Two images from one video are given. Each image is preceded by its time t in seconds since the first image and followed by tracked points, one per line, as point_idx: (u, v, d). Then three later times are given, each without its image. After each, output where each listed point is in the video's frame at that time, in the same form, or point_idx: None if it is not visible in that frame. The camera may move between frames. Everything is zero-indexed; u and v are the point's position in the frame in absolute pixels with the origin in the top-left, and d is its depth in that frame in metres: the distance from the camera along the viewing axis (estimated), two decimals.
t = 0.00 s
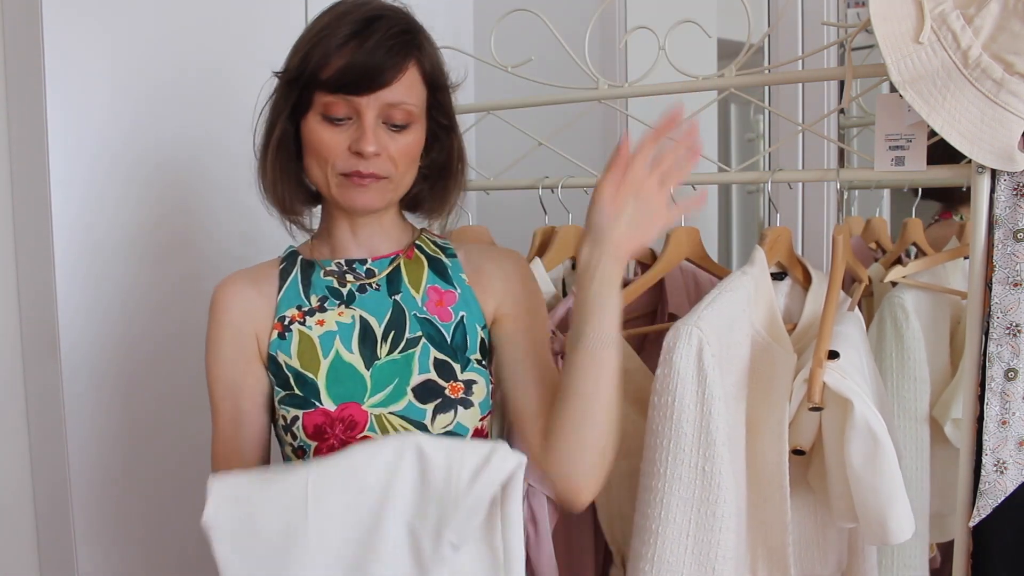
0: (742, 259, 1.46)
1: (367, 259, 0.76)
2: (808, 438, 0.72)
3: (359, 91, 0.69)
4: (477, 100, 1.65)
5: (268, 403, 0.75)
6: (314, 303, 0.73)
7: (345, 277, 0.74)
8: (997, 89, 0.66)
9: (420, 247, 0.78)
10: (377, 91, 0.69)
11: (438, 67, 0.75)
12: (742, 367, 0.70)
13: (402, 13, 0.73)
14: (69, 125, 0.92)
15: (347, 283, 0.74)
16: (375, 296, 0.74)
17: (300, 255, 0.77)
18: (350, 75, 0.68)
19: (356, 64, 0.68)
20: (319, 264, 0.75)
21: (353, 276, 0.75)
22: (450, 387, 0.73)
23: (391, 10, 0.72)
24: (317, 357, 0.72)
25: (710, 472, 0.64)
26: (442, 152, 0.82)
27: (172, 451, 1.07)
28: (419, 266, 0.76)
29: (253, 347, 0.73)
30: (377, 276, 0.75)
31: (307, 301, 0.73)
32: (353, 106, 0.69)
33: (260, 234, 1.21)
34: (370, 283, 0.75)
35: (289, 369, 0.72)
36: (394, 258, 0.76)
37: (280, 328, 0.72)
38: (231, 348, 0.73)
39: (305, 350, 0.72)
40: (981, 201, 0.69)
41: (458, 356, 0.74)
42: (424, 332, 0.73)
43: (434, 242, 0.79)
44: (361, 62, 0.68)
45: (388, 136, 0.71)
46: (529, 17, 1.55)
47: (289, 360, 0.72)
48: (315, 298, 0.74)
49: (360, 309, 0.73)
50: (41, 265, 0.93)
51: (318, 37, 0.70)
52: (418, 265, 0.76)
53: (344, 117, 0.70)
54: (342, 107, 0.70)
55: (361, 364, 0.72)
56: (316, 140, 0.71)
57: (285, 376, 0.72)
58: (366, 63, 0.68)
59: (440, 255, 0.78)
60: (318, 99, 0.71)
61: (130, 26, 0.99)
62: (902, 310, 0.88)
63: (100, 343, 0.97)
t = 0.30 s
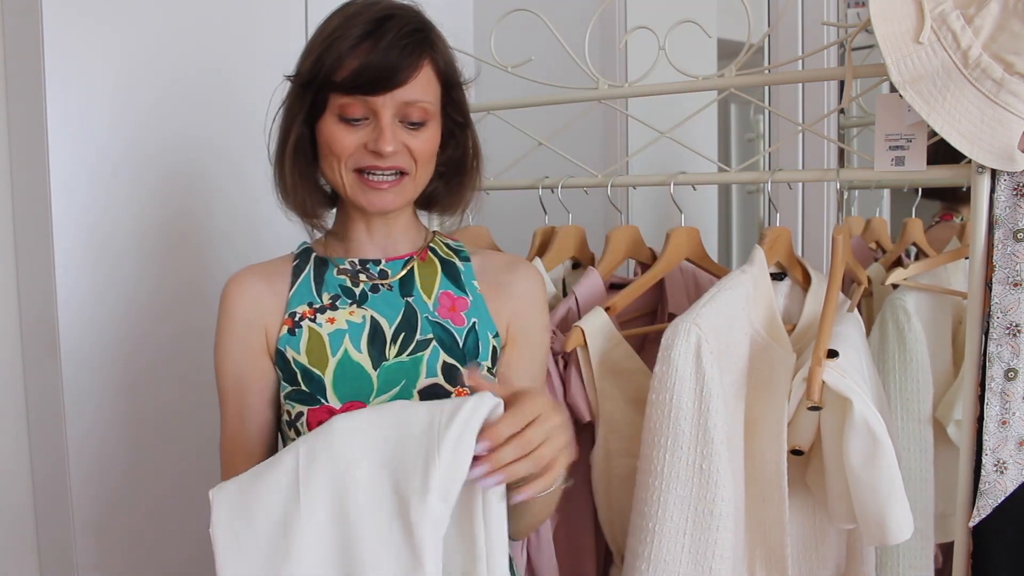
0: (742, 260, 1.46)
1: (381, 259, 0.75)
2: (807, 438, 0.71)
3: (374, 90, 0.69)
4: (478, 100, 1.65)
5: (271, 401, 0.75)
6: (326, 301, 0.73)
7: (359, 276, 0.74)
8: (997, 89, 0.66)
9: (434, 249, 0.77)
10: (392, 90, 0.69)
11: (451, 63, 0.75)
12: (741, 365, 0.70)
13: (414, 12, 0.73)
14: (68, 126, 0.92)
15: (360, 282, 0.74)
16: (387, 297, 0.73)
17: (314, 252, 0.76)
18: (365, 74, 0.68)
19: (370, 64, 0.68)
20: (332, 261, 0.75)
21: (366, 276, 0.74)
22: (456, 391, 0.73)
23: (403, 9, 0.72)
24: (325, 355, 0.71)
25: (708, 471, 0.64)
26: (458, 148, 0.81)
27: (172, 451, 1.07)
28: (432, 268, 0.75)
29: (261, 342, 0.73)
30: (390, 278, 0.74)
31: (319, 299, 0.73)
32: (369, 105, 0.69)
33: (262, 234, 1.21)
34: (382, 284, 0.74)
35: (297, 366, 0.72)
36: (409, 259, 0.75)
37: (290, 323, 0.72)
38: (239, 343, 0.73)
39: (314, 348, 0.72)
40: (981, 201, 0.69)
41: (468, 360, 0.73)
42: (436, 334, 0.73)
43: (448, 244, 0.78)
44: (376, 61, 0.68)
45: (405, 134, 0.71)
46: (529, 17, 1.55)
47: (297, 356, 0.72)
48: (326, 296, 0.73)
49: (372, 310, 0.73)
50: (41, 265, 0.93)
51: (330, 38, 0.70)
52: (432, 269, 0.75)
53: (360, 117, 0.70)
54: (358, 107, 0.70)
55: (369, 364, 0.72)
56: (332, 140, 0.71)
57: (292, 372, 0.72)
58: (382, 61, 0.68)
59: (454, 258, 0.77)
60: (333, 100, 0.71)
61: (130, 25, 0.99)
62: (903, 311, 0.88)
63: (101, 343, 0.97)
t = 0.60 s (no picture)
0: (742, 259, 1.46)
1: (383, 259, 0.75)
2: (808, 439, 0.71)
3: (368, 98, 0.68)
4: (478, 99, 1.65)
5: (271, 401, 0.75)
6: (327, 300, 0.73)
7: (361, 276, 0.74)
8: (997, 90, 0.66)
9: (438, 248, 0.76)
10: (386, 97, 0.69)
11: (451, 67, 0.74)
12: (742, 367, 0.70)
13: (412, 15, 0.72)
14: (68, 127, 0.92)
15: (361, 282, 0.74)
16: (388, 297, 0.73)
17: (318, 252, 0.77)
18: (359, 81, 0.68)
19: (365, 71, 0.68)
20: (336, 261, 0.75)
21: (368, 276, 0.74)
22: (454, 392, 0.72)
23: (400, 12, 0.72)
24: (325, 354, 0.71)
25: (710, 472, 0.64)
26: (460, 152, 0.81)
27: (172, 451, 1.07)
28: (435, 268, 0.75)
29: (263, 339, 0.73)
30: (392, 278, 0.74)
31: (321, 298, 0.73)
32: (363, 113, 0.69)
33: (262, 234, 1.21)
34: (383, 284, 0.74)
35: (297, 364, 0.72)
36: (411, 258, 0.75)
37: (292, 322, 0.72)
38: (242, 340, 0.73)
39: (314, 346, 0.72)
40: (981, 201, 0.69)
41: (469, 361, 0.73)
42: (435, 335, 0.72)
43: (452, 242, 0.78)
44: (370, 67, 0.68)
45: (399, 142, 0.70)
46: (529, 17, 1.54)
47: (297, 354, 0.72)
48: (328, 296, 0.73)
49: (372, 309, 0.73)
50: (41, 265, 0.93)
51: (328, 44, 0.70)
52: (433, 269, 0.75)
53: (355, 124, 0.70)
54: (352, 114, 0.70)
55: (368, 363, 0.71)
56: (328, 147, 0.71)
57: (292, 371, 0.72)
58: (376, 68, 0.68)
59: (457, 257, 0.76)
60: (329, 106, 0.71)
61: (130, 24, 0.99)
62: (901, 310, 0.88)
63: (101, 341, 0.97)
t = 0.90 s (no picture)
0: (741, 259, 1.46)
1: (384, 260, 0.75)
2: (809, 439, 0.72)
3: (365, 98, 0.68)
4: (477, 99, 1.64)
5: (271, 401, 0.75)
6: (328, 301, 0.73)
7: (361, 277, 0.74)
8: (997, 90, 0.66)
9: (438, 248, 0.76)
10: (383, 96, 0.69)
11: (450, 67, 0.74)
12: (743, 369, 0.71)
13: (410, 15, 0.72)
14: (68, 128, 0.92)
15: (361, 283, 0.74)
16: (387, 297, 0.73)
17: (319, 252, 0.77)
18: (356, 81, 0.68)
19: (361, 71, 0.68)
20: (336, 262, 0.75)
21: (368, 277, 0.74)
22: (453, 393, 0.72)
23: (398, 12, 0.71)
24: (325, 355, 0.71)
25: (714, 475, 0.64)
26: (460, 151, 0.80)
27: (172, 452, 1.07)
28: (435, 268, 0.75)
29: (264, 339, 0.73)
30: (392, 279, 0.74)
31: (321, 298, 0.73)
32: (360, 113, 0.69)
33: (263, 234, 1.21)
34: (383, 285, 0.73)
35: (297, 365, 0.72)
36: (411, 259, 0.75)
37: (292, 323, 0.72)
38: (242, 341, 0.73)
39: (314, 347, 0.72)
40: (981, 201, 0.69)
41: (468, 362, 0.72)
42: (434, 336, 0.72)
43: (453, 242, 0.77)
44: (367, 67, 0.68)
45: (397, 142, 0.70)
46: (528, 16, 1.54)
47: (297, 355, 0.72)
48: (328, 297, 0.73)
49: (371, 310, 0.72)
50: (41, 266, 0.92)
51: (325, 44, 0.70)
52: (434, 270, 0.75)
53: (352, 124, 0.70)
54: (349, 114, 0.70)
55: (367, 364, 0.71)
56: (326, 147, 0.71)
57: (292, 372, 0.73)
58: (372, 67, 0.68)
59: (457, 257, 0.76)
60: (327, 107, 0.71)
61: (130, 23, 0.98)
62: (898, 308, 0.88)
63: (101, 341, 0.97)
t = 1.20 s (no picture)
0: (741, 258, 1.46)
1: (383, 260, 0.75)
2: (809, 439, 0.72)
3: (358, 102, 0.68)
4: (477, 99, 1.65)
5: (271, 401, 0.75)
6: (327, 301, 0.73)
7: (360, 277, 0.74)
8: (997, 90, 0.66)
9: (438, 249, 0.76)
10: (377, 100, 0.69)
11: (444, 69, 0.74)
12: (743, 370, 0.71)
13: (402, 17, 0.72)
14: (68, 128, 0.92)
15: (360, 283, 0.74)
16: (386, 298, 0.73)
17: (318, 252, 0.77)
18: (349, 85, 0.68)
19: (354, 75, 0.68)
20: (336, 262, 0.75)
21: (367, 277, 0.74)
22: (451, 394, 0.72)
23: (389, 15, 0.71)
24: (324, 354, 0.71)
25: (714, 475, 0.64)
26: (457, 152, 0.80)
27: (172, 451, 1.07)
28: (434, 269, 0.75)
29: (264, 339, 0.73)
30: (391, 279, 0.74)
31: (321, 298, 0.73)
32: (354, 117, 0.69)
33: (263, 234, 1.21)
34: (382, 285, 0.74)
35: (296, 363, 0.72)
36: (410, 260, 0.75)
37: (292, 322, 0.72)
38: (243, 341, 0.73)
39: (313, 346, 0.72)
40: (981, 201, 0.69)
41: (465, 362, 0.72)
42: (432, 336, 0.72)
43: (452, 244, 0.78)
44: (359, 72, 0.68)
45: (392, 145, 0.70)
46: (528, 16, 1.54)
47: (296, 353, 0.72)
48: (328, 297, 0.73)
49: (370, 311, 0.72)
50: (41, 266, 0.92)
51: (319, 49, 0.70)
52: (433, 271, 0.75)
53: (347, 128, 0.70)
54: (344, 118, 0.70)
55: (365, 364, 0.71)
56: (323, 152, 0.71)
57: (291, 371, 0.72)
58: (364, 72, 0.68)
59: (456, 259, 0.76)
60: (322, 111, 0.71)
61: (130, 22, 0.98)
62: (899, 309, 0.88)
63: (101, 341, 0.97)
